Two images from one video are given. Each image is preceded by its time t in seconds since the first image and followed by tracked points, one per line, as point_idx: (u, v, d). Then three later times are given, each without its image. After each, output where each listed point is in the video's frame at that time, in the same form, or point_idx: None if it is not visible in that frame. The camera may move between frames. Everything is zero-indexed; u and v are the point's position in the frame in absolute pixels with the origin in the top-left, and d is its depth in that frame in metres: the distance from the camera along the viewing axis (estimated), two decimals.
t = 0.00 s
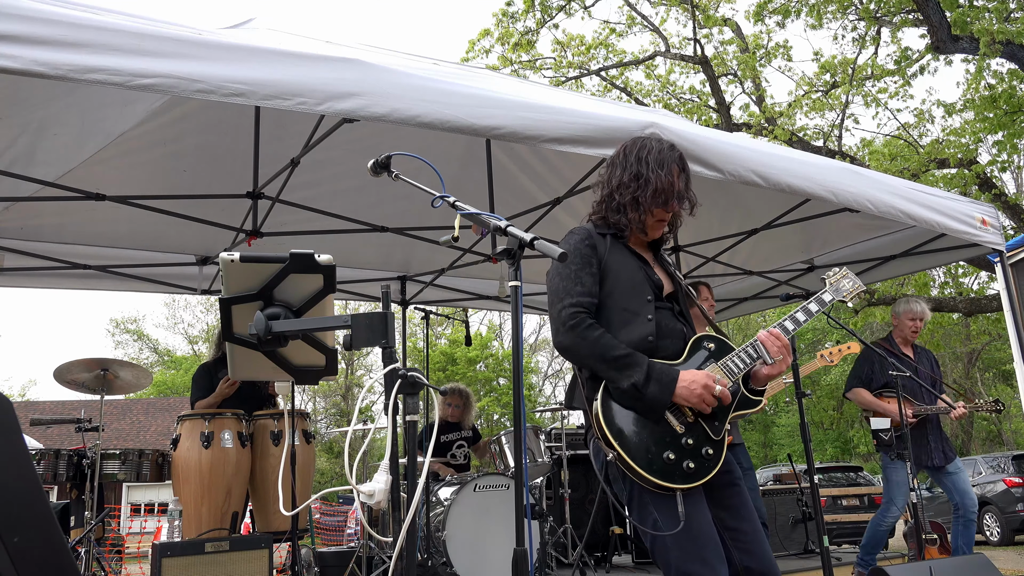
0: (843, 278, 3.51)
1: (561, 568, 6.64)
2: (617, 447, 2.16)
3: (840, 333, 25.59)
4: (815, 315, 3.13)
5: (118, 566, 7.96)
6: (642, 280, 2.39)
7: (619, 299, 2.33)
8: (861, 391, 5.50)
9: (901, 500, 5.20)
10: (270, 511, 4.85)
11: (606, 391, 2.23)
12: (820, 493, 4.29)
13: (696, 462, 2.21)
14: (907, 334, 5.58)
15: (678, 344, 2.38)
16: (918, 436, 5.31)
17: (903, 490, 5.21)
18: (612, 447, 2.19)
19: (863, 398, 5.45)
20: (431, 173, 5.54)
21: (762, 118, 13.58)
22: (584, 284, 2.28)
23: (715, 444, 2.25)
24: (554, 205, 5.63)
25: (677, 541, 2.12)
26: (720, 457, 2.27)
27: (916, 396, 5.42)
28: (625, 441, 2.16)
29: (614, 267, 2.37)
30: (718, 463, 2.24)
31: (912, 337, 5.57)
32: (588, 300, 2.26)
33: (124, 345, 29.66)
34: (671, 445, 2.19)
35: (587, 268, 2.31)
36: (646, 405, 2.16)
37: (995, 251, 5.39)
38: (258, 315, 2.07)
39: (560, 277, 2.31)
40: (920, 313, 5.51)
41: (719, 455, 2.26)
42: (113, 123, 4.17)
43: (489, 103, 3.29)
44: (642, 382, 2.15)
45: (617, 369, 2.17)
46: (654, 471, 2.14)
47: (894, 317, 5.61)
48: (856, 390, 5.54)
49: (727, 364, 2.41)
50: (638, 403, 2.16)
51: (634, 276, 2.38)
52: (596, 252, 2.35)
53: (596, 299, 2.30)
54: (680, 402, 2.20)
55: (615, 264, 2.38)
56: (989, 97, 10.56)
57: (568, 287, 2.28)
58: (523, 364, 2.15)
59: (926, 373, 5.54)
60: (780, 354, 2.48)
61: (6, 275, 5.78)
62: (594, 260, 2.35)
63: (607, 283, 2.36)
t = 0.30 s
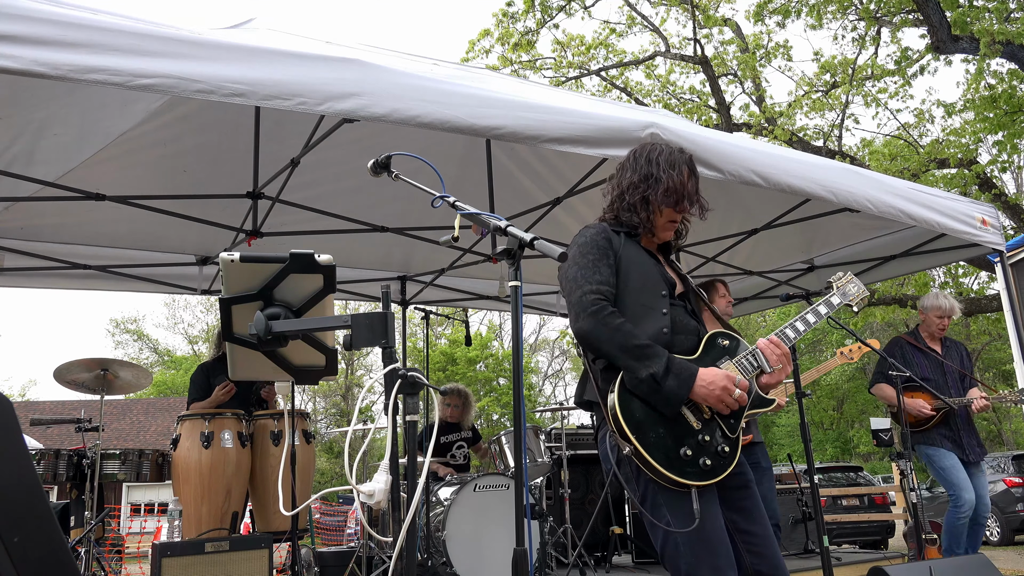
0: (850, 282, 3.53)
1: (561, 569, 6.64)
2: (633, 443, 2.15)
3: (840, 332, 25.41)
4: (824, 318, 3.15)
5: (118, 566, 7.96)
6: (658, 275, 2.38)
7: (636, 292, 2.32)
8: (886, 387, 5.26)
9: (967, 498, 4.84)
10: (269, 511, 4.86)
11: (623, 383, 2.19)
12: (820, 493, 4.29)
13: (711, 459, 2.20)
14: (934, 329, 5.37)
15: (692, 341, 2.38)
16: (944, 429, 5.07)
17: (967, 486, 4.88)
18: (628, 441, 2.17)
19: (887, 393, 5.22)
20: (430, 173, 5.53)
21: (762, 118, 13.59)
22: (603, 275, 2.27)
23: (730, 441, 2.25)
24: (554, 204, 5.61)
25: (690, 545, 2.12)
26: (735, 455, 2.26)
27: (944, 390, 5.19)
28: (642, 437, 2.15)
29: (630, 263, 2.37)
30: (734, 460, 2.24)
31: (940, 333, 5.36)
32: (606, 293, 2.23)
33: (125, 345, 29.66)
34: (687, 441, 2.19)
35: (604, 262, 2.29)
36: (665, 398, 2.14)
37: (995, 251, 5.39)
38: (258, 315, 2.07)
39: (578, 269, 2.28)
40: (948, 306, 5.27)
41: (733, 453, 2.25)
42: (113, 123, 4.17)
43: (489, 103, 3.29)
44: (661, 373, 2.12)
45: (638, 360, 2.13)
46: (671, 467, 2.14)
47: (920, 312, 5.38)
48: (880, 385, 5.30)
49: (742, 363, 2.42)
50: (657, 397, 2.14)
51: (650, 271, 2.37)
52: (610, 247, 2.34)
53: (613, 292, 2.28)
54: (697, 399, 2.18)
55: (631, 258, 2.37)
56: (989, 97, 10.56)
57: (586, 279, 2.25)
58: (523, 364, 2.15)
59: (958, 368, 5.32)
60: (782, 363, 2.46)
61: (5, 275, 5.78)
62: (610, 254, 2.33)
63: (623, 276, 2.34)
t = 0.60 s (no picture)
0: (861, 292, 3.60)
1: (561, 569, 6.64)
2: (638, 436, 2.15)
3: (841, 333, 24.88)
4: (834, 326, 3.25)
5: (118, 566, 7.96)
6: (675, 269, 2.37)
7: (656, 285, 2.31)
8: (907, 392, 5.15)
9: (999, 496, 4.65)
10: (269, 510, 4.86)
11: (635, 374, 2.19)
12: (820, 493, 4.28)
13: (710, 459, 2.21)
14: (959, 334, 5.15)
15: (699, 338, 2.40)
16: (969, 435, 4.97)
17: (996, 483, 4.72)
18: (629, 433, 2.17)
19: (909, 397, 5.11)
20: (430, 173, 5.54)
21: (762, 118, 13.58)
22: (629, 265, 2.23)
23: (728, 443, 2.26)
24: (555, 204, 5.61)
25: (681, 539, 2.12)
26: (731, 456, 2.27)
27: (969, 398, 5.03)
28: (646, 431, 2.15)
29: (651, 253, 2.34)
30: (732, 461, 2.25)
31: (965, 337, 5.14)
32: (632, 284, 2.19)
33: (125, 345, 29.65)
34: (687, 439, 2.19)
35: (630, 250, 2.26)
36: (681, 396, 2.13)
37: (995, 250, 5.38)
38: (258, 315, 2.07)
39: (603, 255, 2.24)
40: (971, 309, 5.05)
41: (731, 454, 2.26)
42: (113, 123, 4.17)
43: (489, 103, 3.29)
44: (682, 374, 2.10)
45: (660, 359, 2.10)
46: (671, 465, 2.15)
47: (942, 316, 5.17)
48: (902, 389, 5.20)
49: (748, 364, 2.44)
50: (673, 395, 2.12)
51: (670, 265, 2.36)
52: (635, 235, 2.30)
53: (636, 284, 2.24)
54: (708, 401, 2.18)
55: (654, 250, 2.35)
56: (989, 97, 10.55)
57: (613, 267, 2.20)
58: (522, 364, 2.15)
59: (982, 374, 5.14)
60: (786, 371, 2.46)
61: (5, 275, 5.78)
62: (634, 243, 2.30)
63: (645, 267, 2.32)
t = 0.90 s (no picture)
0: (881, 307, 3.53)
1: (561, 569, 6.64)
2: (623, 429, 2.14)
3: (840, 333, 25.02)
4: (845, 337, 3.24)
5: (118, 566, 7.96)
6: (685, 267, 2.36)
7: (660, 281, 2.30)
8: (921, 398, 5.13)
9: (1013, 500, 4.67)
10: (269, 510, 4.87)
11: (628, 367, 2.20)
12: (820, 493, 4.29)
13: (697, 459, 2.19)
14: (988, 355, 5.04)
15: (702, 339, 2.37)
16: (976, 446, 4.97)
17: (1009, 489, 4.73)
18: (617, 428, 2.17)
19: (922, 404, 5.09)
20: (430, 173, 5.54)
21: (762, 118, 13.59)
22: (631, 259, 2.24)
23: (720, 445, 2.23)
24: (555, 204, 5.60)
25: (668, 534, 2.12)
26: (721, 460, 2.24)
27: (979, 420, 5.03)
28: (633, 424, 2.15)
29: (661, 250, 2.34)
30: (721, 462, 2.22)
31: (993, 359, 5.04)
32: (632, 277, 2.21)
33: (124, 345, 29.63)
34: (677, 437, 2.18)
35: (636, 245, 2.27)
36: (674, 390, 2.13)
37: (995, 251, 5.39)
38: (258, 316, 2.07)
39: (607, 247, 2.26)
40: (1006, 339, 4.89)
41: (722, 457, 2.23)
42: (113, 123, 4.17)
43: (490, 103, 3.29)
44: (679, 363, 2.11)
45: (656, 351, 2.12)
46: (655, 461, 2.13)
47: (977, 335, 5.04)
48: (916, 395, 5.18)
49: (747, 370, 2.42)
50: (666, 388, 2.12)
51: (679, 263, 2.35)
52: (646, 230, 2.32)
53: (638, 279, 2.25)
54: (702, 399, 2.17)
55: (663, 246, 2.34)
56: (989, 97, 10.54)
57: (614, 260, 2.23)
58: (522, 364, 2.15)
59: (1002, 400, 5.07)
60: (794, 376, 2.48)
61: (5, 275, 5.78)
62: (643, 238, 2.31)
63: (652, 262, 2.32)
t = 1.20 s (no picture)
0: (884, 315, 3.50)
1: (561, 568, 6.64)
2: (613, 426, 2.15)
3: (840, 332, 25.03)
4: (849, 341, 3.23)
5: (118, 566, 7.96)
6: (685, 267, 2.35)
7: (658, 281, 2.31)
8: (923, 402, 5.17)
9: (1014, 501, 4.67)
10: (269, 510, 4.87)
11: (620, 367, 2.20)
12: (820, 493, 4.29)
13: (686, 462, 2.17)
14: (991, 366, 5.05)
15: (700, 342, 2.35)
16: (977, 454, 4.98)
17: (1012, 490, 4.73)
18: (609, 427, 2.16)
19: (924, 409, 5.13)
20: (430, 173, 5.54)
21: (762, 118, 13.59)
22: (627, 258, 2.25)
23: (710, 449, 2.22)
24: (555, 205, 5.60)
25: (659, 531, 2.13)
26: (711, 464, 2.23)
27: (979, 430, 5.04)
28: (622, 422, 2.15)
29: (661, 249, 2.34)
30: (711, 464, 2.21)
31: (996, 371, 5.04)
32: (625, 275, 2.22)
33: (124, 345, 29.63)
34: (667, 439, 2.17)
35: (633, 243, 2.27)
36: (660, 390, 2.13)
37: (995, 251, 5.39)
38: (258, 316, 2.07)
39: (604, 246, 2.27)
40: (1009, 353, 4.90)
41: (711, 460, 2.21)
42: (113, 123, 4.17)
43: (490, 103, 3.29)
44: (660, 367, 2.11)
45: (642, 351, 2.13)
46: (643, 461, 2.13)
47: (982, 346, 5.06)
48: (918, 399, 5.21)
49: (743, 374, 2.39)
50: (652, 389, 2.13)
51: (678, 261, 2.35)
52: (646, 225, 2.32)
53: (632, 278, 2.26)
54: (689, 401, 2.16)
55: (664, 244, 2.34)
56: (989, 97, 10.55)
57: (608, 258, 2.24)
58: (522, 364, 2.15)
59: (1006, 415, 5.05)
60: (807, 372, 2.56)
61: (5, 275, 5.79)
62: (642, 236, 2.31)
63: (650, 262, 2.32)
